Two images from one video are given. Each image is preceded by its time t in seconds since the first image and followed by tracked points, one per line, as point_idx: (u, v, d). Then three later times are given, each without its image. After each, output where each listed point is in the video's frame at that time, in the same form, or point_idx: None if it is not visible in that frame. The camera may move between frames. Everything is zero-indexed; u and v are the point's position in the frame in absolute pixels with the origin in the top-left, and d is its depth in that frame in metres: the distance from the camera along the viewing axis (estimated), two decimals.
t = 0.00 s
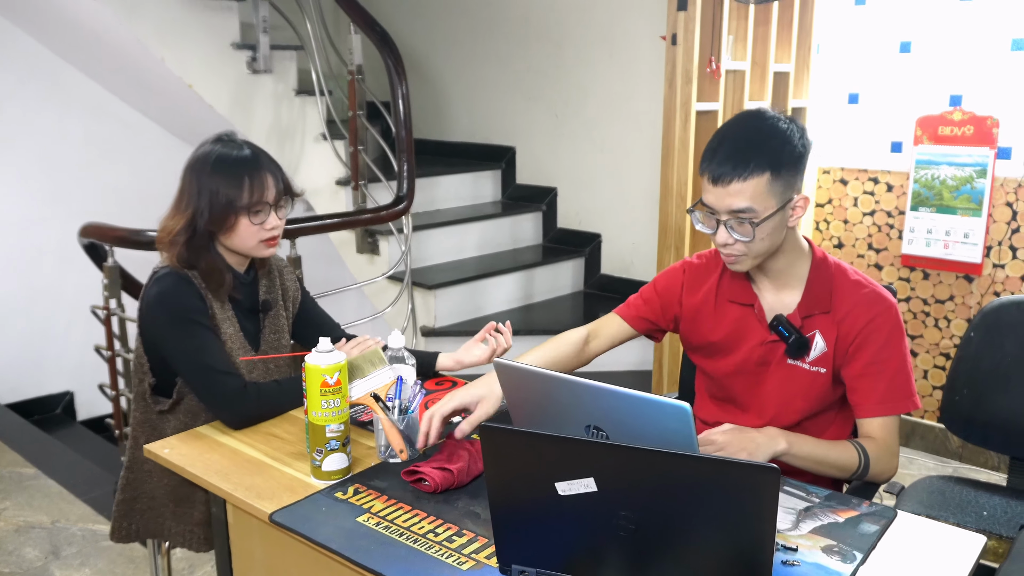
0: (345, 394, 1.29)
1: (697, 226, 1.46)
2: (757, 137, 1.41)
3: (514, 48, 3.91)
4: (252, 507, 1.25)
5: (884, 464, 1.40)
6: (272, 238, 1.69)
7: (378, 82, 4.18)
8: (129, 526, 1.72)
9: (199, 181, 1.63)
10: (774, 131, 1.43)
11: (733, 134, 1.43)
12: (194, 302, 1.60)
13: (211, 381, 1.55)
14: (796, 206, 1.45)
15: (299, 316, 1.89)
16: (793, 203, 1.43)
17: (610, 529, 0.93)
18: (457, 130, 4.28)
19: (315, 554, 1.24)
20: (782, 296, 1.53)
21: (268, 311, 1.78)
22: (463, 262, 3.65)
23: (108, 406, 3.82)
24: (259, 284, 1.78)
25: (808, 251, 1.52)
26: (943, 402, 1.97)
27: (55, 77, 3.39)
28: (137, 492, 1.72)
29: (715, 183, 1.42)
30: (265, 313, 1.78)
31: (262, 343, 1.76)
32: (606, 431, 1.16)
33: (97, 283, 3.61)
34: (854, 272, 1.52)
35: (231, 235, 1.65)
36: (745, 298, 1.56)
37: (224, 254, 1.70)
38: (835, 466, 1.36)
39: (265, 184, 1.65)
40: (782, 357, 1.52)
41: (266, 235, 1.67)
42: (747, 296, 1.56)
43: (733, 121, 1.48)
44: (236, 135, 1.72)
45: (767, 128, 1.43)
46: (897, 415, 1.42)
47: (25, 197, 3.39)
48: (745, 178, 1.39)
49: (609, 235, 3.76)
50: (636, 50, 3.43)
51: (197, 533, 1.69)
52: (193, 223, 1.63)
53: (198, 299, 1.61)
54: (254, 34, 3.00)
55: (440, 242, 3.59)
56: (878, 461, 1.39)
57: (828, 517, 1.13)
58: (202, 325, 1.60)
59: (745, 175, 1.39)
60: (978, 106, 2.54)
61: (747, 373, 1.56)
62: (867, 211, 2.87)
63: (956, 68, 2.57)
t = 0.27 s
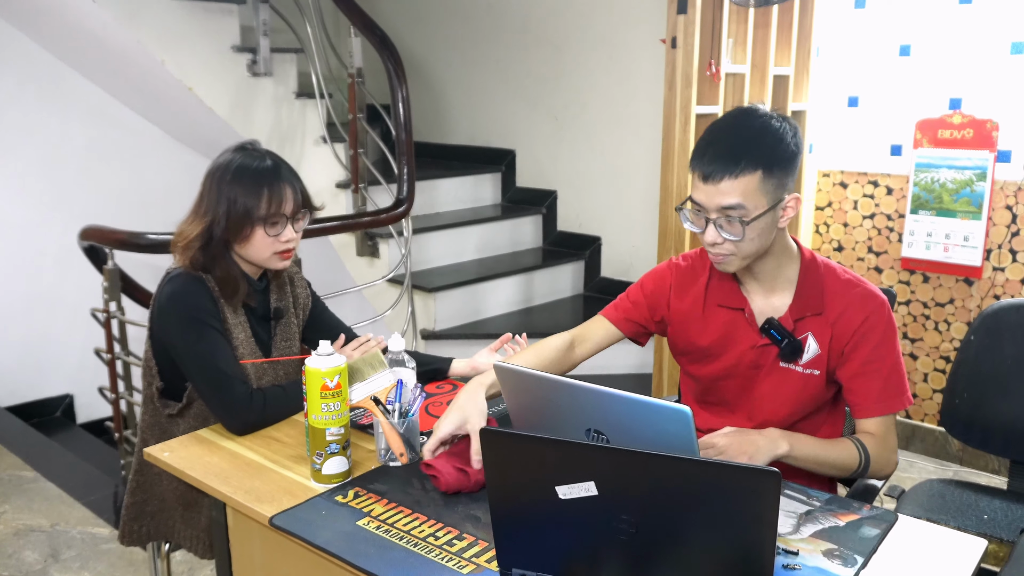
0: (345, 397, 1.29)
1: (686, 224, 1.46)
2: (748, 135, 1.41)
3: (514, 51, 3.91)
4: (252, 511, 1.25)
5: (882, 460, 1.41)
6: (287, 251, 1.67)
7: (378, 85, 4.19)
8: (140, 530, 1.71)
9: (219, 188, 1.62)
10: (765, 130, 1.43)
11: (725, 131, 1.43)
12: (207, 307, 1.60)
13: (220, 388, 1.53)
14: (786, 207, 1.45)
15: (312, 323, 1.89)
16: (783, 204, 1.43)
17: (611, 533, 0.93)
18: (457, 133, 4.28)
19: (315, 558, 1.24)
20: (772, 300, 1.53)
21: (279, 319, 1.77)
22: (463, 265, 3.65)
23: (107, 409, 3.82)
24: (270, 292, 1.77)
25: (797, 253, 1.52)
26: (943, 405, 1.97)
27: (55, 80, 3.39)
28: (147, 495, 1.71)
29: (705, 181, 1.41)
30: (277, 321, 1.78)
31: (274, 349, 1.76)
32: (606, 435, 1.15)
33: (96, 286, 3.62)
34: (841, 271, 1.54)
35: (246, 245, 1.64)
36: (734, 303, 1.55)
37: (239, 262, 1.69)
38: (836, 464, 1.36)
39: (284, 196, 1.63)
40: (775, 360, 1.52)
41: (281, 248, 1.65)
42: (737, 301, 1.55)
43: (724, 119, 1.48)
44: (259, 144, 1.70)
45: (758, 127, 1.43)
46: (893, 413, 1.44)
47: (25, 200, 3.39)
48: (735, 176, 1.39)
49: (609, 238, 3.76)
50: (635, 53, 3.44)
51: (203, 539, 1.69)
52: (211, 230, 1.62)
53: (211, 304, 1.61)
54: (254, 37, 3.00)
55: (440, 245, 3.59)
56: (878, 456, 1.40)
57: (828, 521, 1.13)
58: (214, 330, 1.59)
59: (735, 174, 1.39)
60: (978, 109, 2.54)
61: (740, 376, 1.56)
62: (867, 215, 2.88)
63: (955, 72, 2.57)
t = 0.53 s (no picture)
0: (344, 402, 1.29)
1: (668, 228, 1.49)
2: (728, 141, 1.43)
3: (514, 55, 3.92)
4: (250, 515, 1.25)
5: (857, 454, 1.40)
6: (286, 261, 1.66)
7: (378, 88, 4.19)
8: (139, 536, 1.72)
9: (219, 197, 1.62)
10: (749, 136, 1.43)
11: (707, 137, 1.45)
12: (208, 312, 1.60)
13: (220, 394, 1.52)
14: (769, 214, 1.45)
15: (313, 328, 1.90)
16: (765, 211, 1.44)
17: (609, 538, 0.93)
18: (457, 137, 4.29)
19: (313, 562, 1.24)
20: (766, 306, 1.54)
21: (278, 324, 1.78)
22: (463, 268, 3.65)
23: (106, 413, 3.81)
24: (269, 299, 1.78)
25: (790, 255, 1.53)
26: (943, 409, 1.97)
27: (56, 83, 3.39)
28: (146, 501, 1.72)
29: (685, 185, 1.44)
30: (276, 326, 1.78)
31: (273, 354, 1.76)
32: (605, 439, 1.15)
33: (96, 289, 3.62)
34: (837, 270, 1.53)
35: (245, 254, 1.64)
36: (728, 309, 1.57)
37: (239, 270, 1.70)
38: (805, 446, 1.37)
39: (282, 206, 1.62)
40: (773, 365, 1.52)
41: (279, 258, 1.65)
42: (731, 307, 1.57)
43: (711, 124, 1.49)
44: (260, 152, 1.70)
45: (742, 133, 1.44)
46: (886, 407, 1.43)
47: (25, 204, 3.39)
48: (713, 181, 1.41)
49: (608, 241, 3.76)
50: (635, 57, 3.44)
51: (201, 547, 1.67)
52: (211, 238, 1.62)
53: (211, 310, 1.62)
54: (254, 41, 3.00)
55: (439, 248, 3.59)
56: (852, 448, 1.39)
57: (828, 525, 1.13)
58: (215, 335, 1.60)
59: (714, 177, 1.41)
60: (977, 113, 2.54)
61: (740, 382, 1.57)
62: (866, 218, 2.88)
63: (955, 75, 2.57)
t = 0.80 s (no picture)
0: (344, 405, 1.29)
1: (677, 225, 1.46)
2: (735, 137, 1.42)
3: (514, 57, 3.92)
4: (250, 519, 1.24)
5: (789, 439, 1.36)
6: (283, 264, 1.66)
7: (378, 91, 4.19)
8: (138, 539, 1.72)
9: (215, 201, 1.61)
10: (754, 133, 1.43)
11: (714, 135, 1.44)
12: (205, 316, 1.60)
13: (219, 398, 1.52)
14: (774, 209, 1.45)
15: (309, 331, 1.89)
16: (772, 206, 1.44)
17: (612, 543, 0.93)
18: (457, 139, 4.28)
19: (313, 566, 1.23)
20: (758, 304, 1.54)
21: (278, 327, 1.77)
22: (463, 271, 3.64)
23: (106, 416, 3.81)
24: (268, 301, 1.77)
25: (784, 253, 1.51)
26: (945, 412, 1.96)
27: (57, 86, 3.39)
28: (146, 504, 1.71)
29: (697, 181, 1.42)
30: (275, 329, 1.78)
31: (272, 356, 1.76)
32: (606, 443, 1.15)
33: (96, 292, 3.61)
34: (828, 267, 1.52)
35: (241, 258, 1.63)
36: (720, 305, 1.58)
37: (236, 273, 1.69)
38: (730, 417, 1.37)
39: (279, 210, 1.61)
40: (762, 362, 1.53)
41: (277, 261, 1.64)
42: (723, 304, 1.58)
43: (710, 124, 1.48)
44: (257, 154, 1.69)
45: (747, 129, 1.44)
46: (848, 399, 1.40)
47: (25, 207, 3.39)
48: (727, 175, 1.40)
49: (609, 244, 3.76)
50: (635, 59, 3.44)
51: (201, 550, 1.66)
52: (207, 242, 1.61)
53: (208, 314, 1.61)
54: (254, 43, 3.00)
55: (440, 251, 3.59)
56: (786, 432, 1.36)
57: (830, 529, 1.12)
58: (212, 339, 1.59)
59: (727, 173, 1.40)
60: (978, 115, 2.54)
61: (736, 381, 1.57)
62: (867, 220, 2.87)
63: (956, 77, 2.57)
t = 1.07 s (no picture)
0: (338, 407, 1.28)
1: (664, 222, 1.48)
2: (725, 139, 1.43)
3: (511, 59, 3.91)
4: (244, 522, 1.23)
5: (784, 432, 1.36)
6: (278, 263, 1.65)
7: (375, 93, 4.19)
8: (132, 541, 1.70)
9: (210, 201, 1.60)
10: (746, 135, 1.43)
11: (704, 136, 1.45)
12: (200, 317, 1.59)
13: (215, 399, 1.51)
14: (763, 212, 1.45)
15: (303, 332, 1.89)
16: (759, 209, 1.44)
17: (606, 546, 0.92)
18: (454, 141, 4.28)
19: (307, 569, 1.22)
20: (754, 301, 1.54)
21: (273, 327, 1.76)
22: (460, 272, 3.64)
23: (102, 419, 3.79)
24: (264, 302, 1.77)
25: (780, 253, 1.52)
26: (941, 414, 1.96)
27: (53, 88, 3.38)
28: (140, 506, 1.70)
29: (683, 180, 1.45)
30: (270, 330, 1.77)
31: (268, 357, 1.75)
32: (601, 445, 1.14)
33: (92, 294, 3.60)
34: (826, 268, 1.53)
35: (237, 259, 1.63)
36: (716, 303, 1.58)
37: (231, 274, 1.68)
38: (726, 409, 1.36)
39: (274, 209, 1.61)
40: (757, 360, 1.52)
41: (272, 259, 1.63)
42: (718, 301, 1.57)
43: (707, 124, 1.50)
44: (251, 155, 1.69)
45: (739, 132, 1.43)
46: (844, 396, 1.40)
47: (21, 209, 3.38)
48: (709, 177, 1.41)
49: (606, 246, 3.75)
50: (632, 61, 3.44)
51: (195, 551, 1.66)
52: (202, 243, 1.61)
53: (203, 315, 1.60)
54: (251, 45, 2.99)
55: (436, 253, 3.59)
56: (782, 424, 1.36)
57: (826, 532, 1.12)
58: (207, 340, 1.58)
59: (710, 174, 1.41)
60: (975, 117, 2.53)
61: (730, 379, 1.56)
62: (864, 222, 2.87)
63: (953, 79, 2.57)
